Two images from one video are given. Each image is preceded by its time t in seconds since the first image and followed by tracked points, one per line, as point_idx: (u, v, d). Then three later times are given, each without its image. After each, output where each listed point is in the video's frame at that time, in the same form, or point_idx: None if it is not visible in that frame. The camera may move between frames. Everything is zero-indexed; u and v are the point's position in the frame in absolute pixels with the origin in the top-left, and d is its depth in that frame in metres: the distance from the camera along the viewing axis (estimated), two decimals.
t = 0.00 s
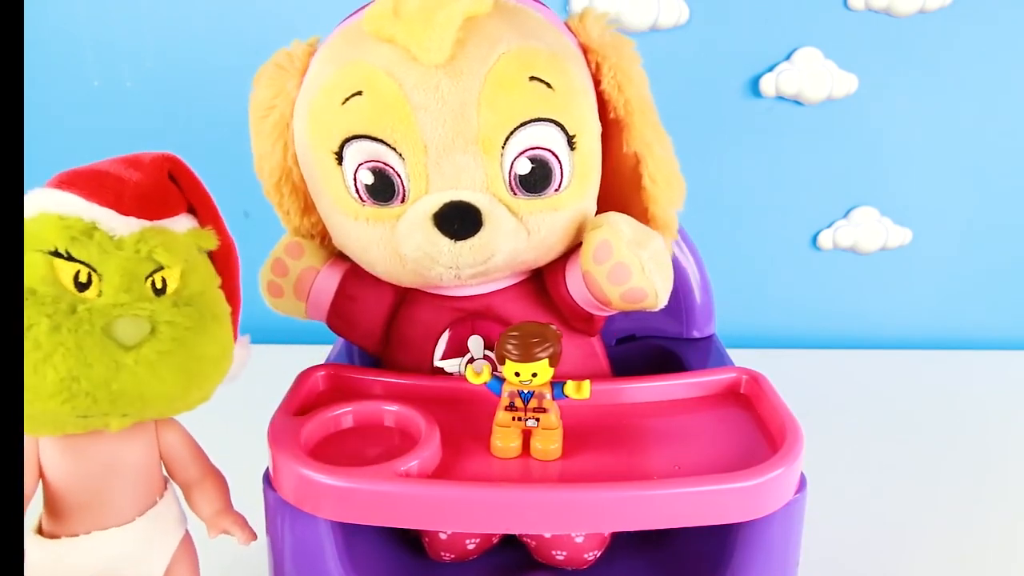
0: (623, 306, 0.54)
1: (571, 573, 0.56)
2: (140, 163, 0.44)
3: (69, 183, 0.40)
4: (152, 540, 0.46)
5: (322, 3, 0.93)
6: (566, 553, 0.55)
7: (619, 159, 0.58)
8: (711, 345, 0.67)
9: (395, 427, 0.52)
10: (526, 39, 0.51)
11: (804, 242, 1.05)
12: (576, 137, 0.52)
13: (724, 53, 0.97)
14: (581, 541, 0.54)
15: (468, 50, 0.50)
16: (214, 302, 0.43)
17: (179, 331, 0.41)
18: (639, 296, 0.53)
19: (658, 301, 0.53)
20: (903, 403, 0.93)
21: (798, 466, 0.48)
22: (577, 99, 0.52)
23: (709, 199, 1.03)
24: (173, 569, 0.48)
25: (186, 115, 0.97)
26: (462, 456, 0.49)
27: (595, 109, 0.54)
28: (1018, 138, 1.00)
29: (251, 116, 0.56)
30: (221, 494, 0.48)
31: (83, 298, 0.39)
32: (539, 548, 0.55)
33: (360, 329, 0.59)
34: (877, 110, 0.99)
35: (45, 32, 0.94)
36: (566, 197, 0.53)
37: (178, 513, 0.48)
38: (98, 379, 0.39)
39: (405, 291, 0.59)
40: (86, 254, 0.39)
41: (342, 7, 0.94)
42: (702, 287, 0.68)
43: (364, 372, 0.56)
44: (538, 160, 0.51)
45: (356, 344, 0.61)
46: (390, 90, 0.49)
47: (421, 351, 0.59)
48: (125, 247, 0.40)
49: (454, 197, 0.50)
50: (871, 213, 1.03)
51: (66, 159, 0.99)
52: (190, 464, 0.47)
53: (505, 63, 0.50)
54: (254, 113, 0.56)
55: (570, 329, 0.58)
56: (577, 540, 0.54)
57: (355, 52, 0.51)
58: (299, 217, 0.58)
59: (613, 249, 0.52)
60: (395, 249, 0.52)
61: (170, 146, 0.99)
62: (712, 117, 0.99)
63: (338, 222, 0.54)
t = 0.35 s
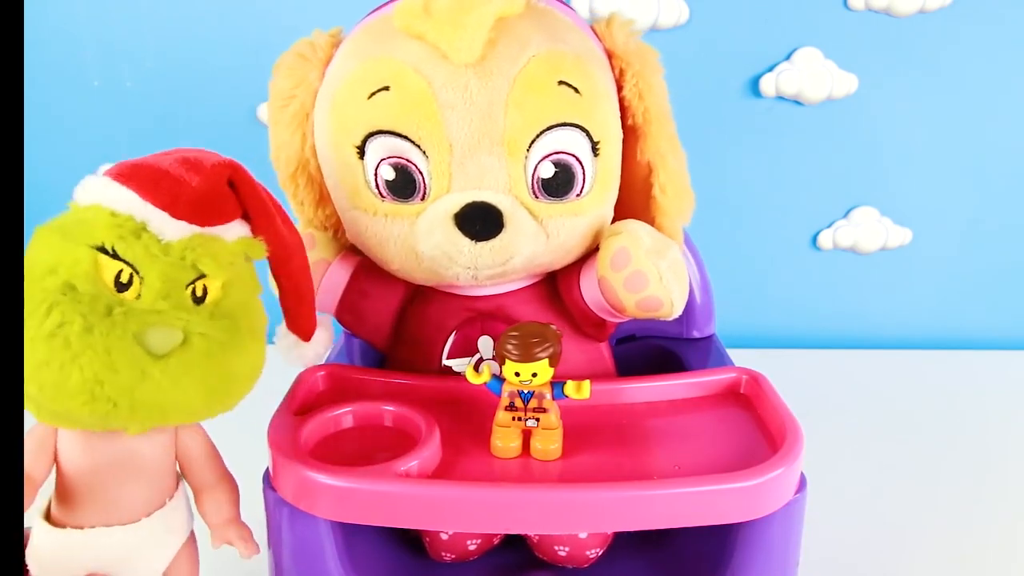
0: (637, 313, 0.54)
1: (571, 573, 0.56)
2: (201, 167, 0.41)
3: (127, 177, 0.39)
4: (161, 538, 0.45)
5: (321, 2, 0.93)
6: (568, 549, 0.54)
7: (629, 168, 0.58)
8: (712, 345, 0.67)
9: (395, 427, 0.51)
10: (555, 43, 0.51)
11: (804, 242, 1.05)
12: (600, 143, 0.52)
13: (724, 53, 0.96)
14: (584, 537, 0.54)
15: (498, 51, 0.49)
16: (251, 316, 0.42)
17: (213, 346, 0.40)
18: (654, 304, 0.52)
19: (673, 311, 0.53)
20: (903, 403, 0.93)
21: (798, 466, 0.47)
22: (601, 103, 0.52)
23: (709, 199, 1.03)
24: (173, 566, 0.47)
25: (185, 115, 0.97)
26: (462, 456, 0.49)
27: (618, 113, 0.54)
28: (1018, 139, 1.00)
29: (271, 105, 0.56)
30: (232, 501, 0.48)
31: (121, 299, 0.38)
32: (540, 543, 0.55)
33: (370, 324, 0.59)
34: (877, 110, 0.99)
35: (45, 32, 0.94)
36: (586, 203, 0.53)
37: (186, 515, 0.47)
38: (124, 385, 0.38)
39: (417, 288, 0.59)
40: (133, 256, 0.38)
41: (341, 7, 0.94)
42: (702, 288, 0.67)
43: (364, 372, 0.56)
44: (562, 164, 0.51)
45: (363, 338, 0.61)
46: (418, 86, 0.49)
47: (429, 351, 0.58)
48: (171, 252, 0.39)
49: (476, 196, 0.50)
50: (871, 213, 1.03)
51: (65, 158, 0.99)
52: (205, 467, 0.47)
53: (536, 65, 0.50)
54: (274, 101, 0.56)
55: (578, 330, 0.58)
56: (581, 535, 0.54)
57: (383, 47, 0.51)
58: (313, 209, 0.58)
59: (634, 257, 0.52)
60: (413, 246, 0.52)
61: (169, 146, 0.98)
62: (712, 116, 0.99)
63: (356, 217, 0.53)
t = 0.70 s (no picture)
0: (616, 303, 0.54)
1: (570, 573, 0.56)
2: (235, 184, 0.42)
3: (160, 186, 0.39)
4: (150, 540, 0.46)
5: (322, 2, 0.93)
6: (565, 554, 0.55)
7: (611, 156, 0.58)
8: (711, 345, 0.67)
9: (395, 427, 0.52)
10: (513, 39, 0.51)
11: (804, 242, 1.05)
12: (565, 137, 0.52)
13: (724, 53, 0.96)
14: (580, 542, 0.54)
15: (455, 50, 0.49)
16: (271, 329, 0.42)
17: (238, 359, 0.39)
18: (632, 294, 0.52)
19: (651, 298, 0.53)
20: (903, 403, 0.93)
21: (798, 466, 0.47)
22: (565, 97, 0.52)
23: (709, 199, 1.03)
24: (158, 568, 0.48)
25: (186, 115, 0.97)
26: (462, 456, 0.49)
27: (586, 107, 0.54)
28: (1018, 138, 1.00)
29: (243, 123, 0.56)
30: (222, 508, 0.48)
31: (153, 309, 0.38)
32: (538, 547, 0.55)
33: (357, 330, 0.59)
34: (877, 110, 0.99)
35: (45, 32, 0.94)
36: (556, 198, 0.53)
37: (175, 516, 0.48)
38: (153, 396, 0.37)
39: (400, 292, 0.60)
40: (167, 267, 0.38)
41: (342, 7, 0.94)
42: (702, 287, 0.67)
43: (364, 373, 0.56)
44: (529, 159, 0.51)
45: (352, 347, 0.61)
46: (377, 92, 0.49)
47: (419, 350, 0.59)
48: (203, 266, 0.39)
49: (445, 198, 0.50)
50: (871, 213, 1.03)
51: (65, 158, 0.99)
52: (199, 473, 0.47)
53: (493, 64, 0.50)
54: (246, 118, 0.56)
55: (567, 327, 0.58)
56: (576, 540, 0.54)
57: (343, 55, 0.51)
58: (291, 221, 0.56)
59: (607, 249, 0.52)
60: (387, 250, 0.52)
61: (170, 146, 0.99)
62: (713, 117, 0.99)
63: (331, 225, 0.53)
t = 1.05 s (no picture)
0: (629, 309, 0.54)
1: (571, 573, 0.56)
2: (240, 178, 0.42)
3: (165, 183, 0.39)
4: (166, 536, 0.46)
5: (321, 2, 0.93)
6: (568, 550, 0.54)
7: (622, 164, 0.58)
8: (711, 345, 0.67)
9: (395, 427, 0.51)
10: (540, 40, 0.51)
11: (804, 242, 1.05)
12: (589, 140, 0.52)
13: (724, 53, 0.96)
14: (583, 537, 0.54)
15: (484, 50, 0.49)
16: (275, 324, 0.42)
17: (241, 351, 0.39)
18: (647, 300, 0.53)
19: (666, 305, 0.53)
20: (903, 404, 0.93)
21: (798, 466, 0.47)
22: (590, 101, 0.52)
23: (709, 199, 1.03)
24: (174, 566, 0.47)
25: (186, 114, 0.97)
26: (462, 456, 0.49)
27: (608, 110, 0.54)
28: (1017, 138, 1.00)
29: (262, 110, 0.56)
30: (234, 502, 0.48)
31: (155, 303, 0.38)
32: (540, 544, 0.55)
33: (365, 324, 0.59)
34: (877, 110, 0.99)
35: (45, 32, 0.94)
36: (576, 201, 0.53)
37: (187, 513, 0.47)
38: (153, 388, 0.37)
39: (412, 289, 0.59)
40: (169, 261, 0.38)
41: (342, 7, 0.94)
42: (702, 287, 0.67)
43: (365, 373, 0.56)
44: (551, 162, 0.51)
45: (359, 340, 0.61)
46: (406, 88, 0.49)
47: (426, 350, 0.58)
48: (205, 259, 0.39)
49: (467, 197, 0.50)
50: (871, 213, 1.03)
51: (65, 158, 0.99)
52: (209, 467, 0.47)
53: (522, 64, 0.50)
54: (265, 106, 0.55)
55: (574, 329, 0.58)
56: (581, 536, 0.54)
57: (370, 50, 0.51)
58: (306, 212, 0.57)
59: (625, 253, 0.52)
60: (404, 247, 0.52)
61: (169, 146, 0.98)
62: (713, 116, 0.99)
63: (348, 219, 0.53)
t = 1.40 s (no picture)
0: (638, 313, 0.54)
1: (571, 573, 0.56)
2: (178, 162, 0.42)
3: (105, 176, 0.40)
4: (161, 532, 0.45)
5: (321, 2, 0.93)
6: (569, 549, 0.54)
7: (638, 167, 0.58)
8: (712, 345, 0.67)
9: (395, 427, 0.51)
10: (559, 42, 0.51)
11: (804, 242, 1.05)
12: (603, 143, 0.52)
13: (724, 53, 0.96)
14: (584, 537, 0.54)
15: (503, 50, 0.49)
16: (240, 302, 0.43)
17: (207, 335, 0.41)
18: (655, 304, 0.53)
19: (675, 310, 0.53)
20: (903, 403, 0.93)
21: (798, 466, 0.47)
22: (605, 104, 0.52)
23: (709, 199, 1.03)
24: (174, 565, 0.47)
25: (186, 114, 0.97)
26: (462, 457, 0.49)
27: (622, 114, 0.54)
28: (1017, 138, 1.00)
29: (275, 103, 0.56)
30: (229, 497, 0.48)
31: (110, 295, 0.39)
32: (540, 544, 0.55)
33: (371, 322, 0.59)
34: (877, 110, 0.99)
35: (45, 32, 0.94)
36: (589, 203, 0.53)
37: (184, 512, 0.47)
38: (121, 379, 0.39)
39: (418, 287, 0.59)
40: (119, 252, 0.39)
41: (342, 7, 0.94)
42: (702, 287, 0.67)
43: (364, 372, 0.56)
44: (565, 163, 0.51)
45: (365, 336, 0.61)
46: (422, 86, 0.49)
47: (430, 350, 0.58)
48: (157, 247, 0.39)
49: (479, 196, 0.50)
50: (871, 213, 1.03)
51: (64, 158, 0.99)
52: (200, 463, 0.47)
53: (540, 65, 0.50)
54: (277, 99, 0.55)
55: (581, 331, 0.58)
56: (581, 535, 0.54)
57: (388, 46, 0.51)
58: (314, 207, 0.57)
59: (636, 257, 0.52)
60: (414, 244, 0.52)
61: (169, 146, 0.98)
62: (713, 116, 0.99)
63: (358, 215, 0.53)
